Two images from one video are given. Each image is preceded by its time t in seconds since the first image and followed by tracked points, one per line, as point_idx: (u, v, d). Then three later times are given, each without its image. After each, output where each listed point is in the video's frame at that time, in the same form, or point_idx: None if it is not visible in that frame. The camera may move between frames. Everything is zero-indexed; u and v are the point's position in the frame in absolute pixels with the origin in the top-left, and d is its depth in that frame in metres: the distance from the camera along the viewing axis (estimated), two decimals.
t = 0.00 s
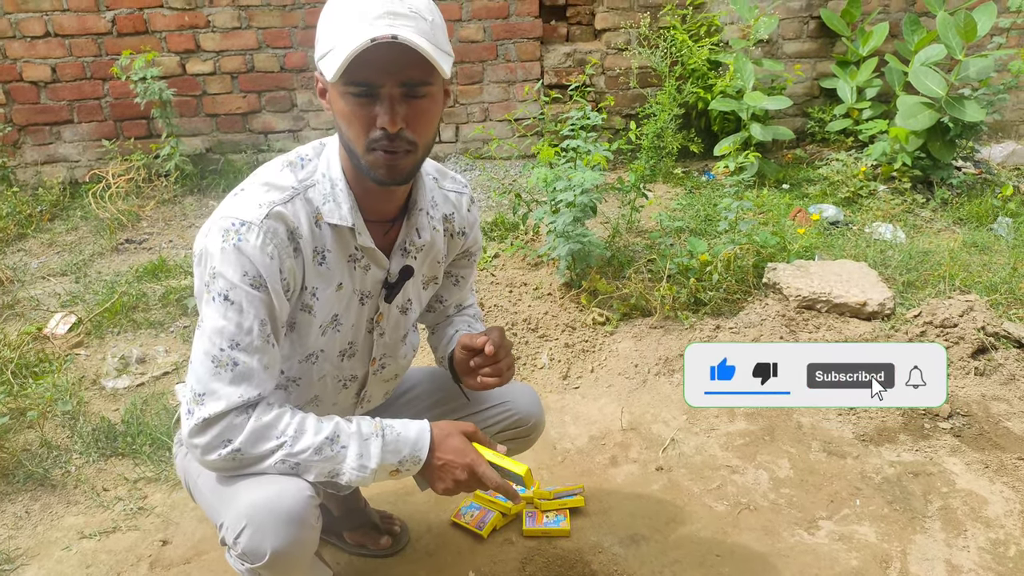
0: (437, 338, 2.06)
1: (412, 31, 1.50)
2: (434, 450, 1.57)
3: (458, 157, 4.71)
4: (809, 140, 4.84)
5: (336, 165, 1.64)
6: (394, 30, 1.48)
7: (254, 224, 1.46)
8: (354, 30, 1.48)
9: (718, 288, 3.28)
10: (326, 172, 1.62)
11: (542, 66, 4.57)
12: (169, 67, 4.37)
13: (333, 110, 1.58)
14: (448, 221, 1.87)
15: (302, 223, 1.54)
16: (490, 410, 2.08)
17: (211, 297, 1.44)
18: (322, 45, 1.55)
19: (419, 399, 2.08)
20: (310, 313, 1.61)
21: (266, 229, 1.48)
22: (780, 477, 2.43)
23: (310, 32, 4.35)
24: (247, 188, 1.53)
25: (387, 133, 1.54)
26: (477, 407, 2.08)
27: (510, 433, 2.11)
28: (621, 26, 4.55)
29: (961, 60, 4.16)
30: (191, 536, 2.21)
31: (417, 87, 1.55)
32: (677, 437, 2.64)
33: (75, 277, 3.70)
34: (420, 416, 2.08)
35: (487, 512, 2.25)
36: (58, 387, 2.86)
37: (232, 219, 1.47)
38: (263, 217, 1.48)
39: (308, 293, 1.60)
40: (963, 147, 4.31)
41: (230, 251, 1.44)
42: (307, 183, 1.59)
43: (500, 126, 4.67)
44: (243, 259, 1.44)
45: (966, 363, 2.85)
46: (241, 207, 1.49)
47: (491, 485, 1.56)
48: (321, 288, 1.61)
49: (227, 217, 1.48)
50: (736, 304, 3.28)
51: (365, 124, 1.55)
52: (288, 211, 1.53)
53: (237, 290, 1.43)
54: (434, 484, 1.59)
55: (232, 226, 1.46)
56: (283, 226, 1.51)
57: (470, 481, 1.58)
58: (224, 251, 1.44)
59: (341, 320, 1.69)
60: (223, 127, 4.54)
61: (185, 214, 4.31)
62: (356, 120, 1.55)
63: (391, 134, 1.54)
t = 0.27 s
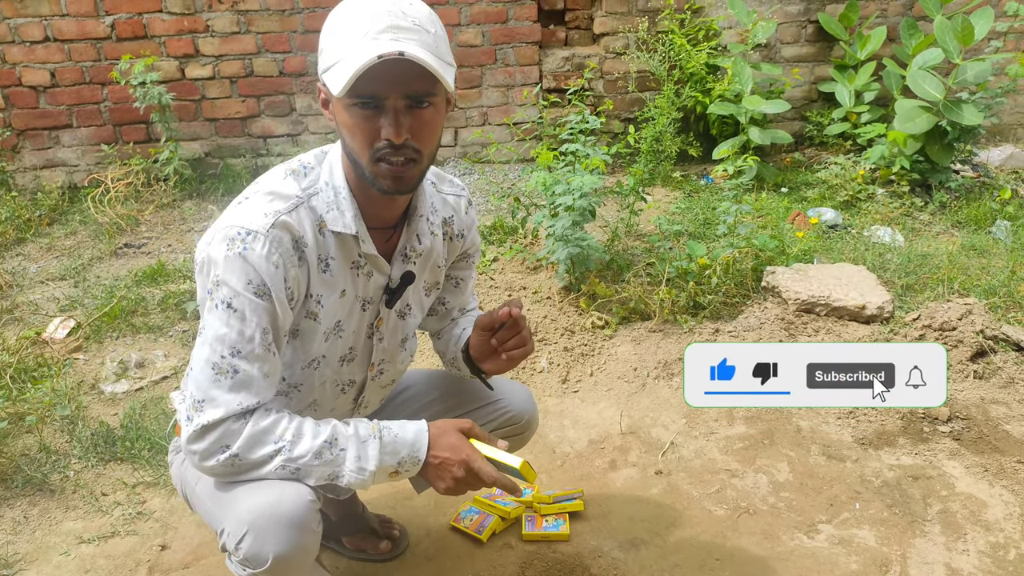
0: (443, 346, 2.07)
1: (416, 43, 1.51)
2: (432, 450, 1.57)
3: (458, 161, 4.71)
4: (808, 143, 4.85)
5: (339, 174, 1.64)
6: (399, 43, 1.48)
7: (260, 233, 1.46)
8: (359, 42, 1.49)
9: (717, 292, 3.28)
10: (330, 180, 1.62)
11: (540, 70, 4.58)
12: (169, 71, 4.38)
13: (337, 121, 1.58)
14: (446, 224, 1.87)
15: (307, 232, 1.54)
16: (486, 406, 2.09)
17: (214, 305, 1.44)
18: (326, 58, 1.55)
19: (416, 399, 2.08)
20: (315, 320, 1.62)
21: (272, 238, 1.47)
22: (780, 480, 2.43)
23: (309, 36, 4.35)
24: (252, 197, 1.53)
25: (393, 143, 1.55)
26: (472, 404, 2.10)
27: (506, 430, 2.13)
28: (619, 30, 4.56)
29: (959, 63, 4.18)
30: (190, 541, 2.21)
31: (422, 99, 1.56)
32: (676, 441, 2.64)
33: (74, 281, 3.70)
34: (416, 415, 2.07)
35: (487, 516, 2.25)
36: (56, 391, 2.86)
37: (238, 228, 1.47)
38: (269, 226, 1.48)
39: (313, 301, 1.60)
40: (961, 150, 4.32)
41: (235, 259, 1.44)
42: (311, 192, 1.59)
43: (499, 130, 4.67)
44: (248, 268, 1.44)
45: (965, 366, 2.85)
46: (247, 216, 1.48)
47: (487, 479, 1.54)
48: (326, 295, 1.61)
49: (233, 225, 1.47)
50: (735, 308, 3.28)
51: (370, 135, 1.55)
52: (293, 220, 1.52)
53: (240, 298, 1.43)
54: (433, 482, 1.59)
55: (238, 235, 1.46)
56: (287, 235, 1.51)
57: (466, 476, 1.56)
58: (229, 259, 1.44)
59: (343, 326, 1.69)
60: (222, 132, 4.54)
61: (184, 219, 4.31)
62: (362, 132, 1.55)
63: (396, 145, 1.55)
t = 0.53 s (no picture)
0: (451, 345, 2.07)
1: (432, 54, 1.52)
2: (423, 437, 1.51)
3: (458, 163, 4.71)
4: (808, 145, 4.84)
5: (344, 175, 1.63)
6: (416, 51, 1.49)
7: (261, 237, 1.46)
8: (376, 48, 1.49)
9: (717, 293, 3.28)
10: (334, 182, 1.62)
11: (541, 72, 4.58)
12: (169, 73, 4.38)
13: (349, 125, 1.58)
14: (448, 222, 1.87)
15: (309, 236, 1.55)
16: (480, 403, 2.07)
17: (214, 309, 1.44)
18: (341, 62, 1.54)
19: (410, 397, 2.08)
20: (319, 321, 1.62)
21: (274, 242, 1.47)
22: (780, 482, 2.42)
23: (309, 38, 4.35)
24: (254, 201, 1.52)
25: (402, 149, 1.54)
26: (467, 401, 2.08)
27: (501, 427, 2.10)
28: (620, 32, 4.56)
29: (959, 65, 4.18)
30: (189, 543, 2.20)
31: (433, 108, 1.56)
32: (676, 443, 2.63)
33: (74, 283, 3.69)
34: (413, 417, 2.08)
35: (486, 518, 2.24)
36: (56, 393, 2.85)
37: (239, 232, 1.46)
38: (271, 230, 1.47)
39: (317, 303, 1.60)
40: (961, 152, 4.32)
41: (236, 263, 1.44)
42: (315, 195, 1.59)
43: (499, 131, 4.67)
44: (248, 272, 1.44)
45: (966, 368, 2.85)
46: (248, 220, 1.48)
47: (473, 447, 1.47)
48: (330, 296, 1.61)
49: (235, 229, 1.47)
50: (735, 309, 3.27)
51: (380, 140, 1.55)
52: (295, 224, 1.52)
53: (239, 301, 1.43)
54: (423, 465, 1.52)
55: (240, 239, 1.45)
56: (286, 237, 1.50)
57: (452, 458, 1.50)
58: (230, 262, 1.44)
59: (346, 327, 1.70)
60: (222, 133, 4.55)
61: (184, 220, 4.31)
62: (372, 137, 1.55)
63: (405, 152, 1.54)
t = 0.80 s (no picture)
0: (460, 347, 2.06)
1: (453, 65, 1.52)
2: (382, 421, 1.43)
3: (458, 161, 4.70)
4: (808, 144, 4.84)
5: (353, 184, 1.62)
6: (438, 63, 1.49)
7: (265, 241, 1.46)
8: (398, 57, 1.49)
9: (718, 292, 3.27)
10: (342, 190, 1.61)
11: (541, 70, 4.58)
12: (169, 71, 4.37)
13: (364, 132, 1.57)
14: (450, 224, 1.87)
15: (314, 241, 1.54)
16: (477, 398, 2.08)
17: (214, 311, 1.45)
18: (362, 68, 1.54)
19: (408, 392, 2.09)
20: (325, 328, 1.63)
21: (278, 246, 1.47)
22: (780, 481, 2.42)
23: (309, 36, 4.34)
24: (258, 205, 1.52)
25: (415, 159, 1.53)
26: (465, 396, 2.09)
27: (497, 422, 2.11)
28: (620, 30, 4.55)
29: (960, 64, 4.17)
30: (190, 541, 2.20)
31: (449, 120, 1.55)
32: (677, 441, 2.63)
33: (74, 281, 3.69)
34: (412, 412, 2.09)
35: (487, 516, 2.24)
36: (56, 391, 2.85)
37: (244, 236, 1.46)
38: (275, 234, 1.47)
39: (324, 309, 1.61)
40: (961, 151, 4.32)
41: (239, 267, 1.44)
42: (322, 201, 1.58)
43: (499, 130, 4.67)
44: (251, 276, 1.44)
45: (966, 367, 2.85)
46: (252, 224, 1.48)
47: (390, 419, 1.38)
48: (336, 302, 1.62)
49: (240, 233, 1.47)
50: (736, 308, 3.27)
51: (393, 148, 1.54)
52: (300, 229, 1.52)
53: (238, 304, 1.43)
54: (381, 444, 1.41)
55: (244, 243, 1.45)
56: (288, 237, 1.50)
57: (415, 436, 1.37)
58: (234, 266, 1.44)
59: (352, 334, 1.70)
60: (222, 131, 4.54)
61: (184, 218, 4.30)
62: (386, 145, 1.54)
63: (418, 161, 1.53)
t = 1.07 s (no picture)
0: (468, 350, 2.07)
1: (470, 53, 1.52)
2: (439, 445, 1.52)
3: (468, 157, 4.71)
4: (821, 141, 4.81)
5: (369, 179, 1.63)
6: (458, 50, 1.49)
7: (288, 225, 1.47)
8: (416, 48, 1.49)
9: (728, 289, 3.26)
10: (358, 184, 1.62)
11: (552, 66, 4.57)
12: (181, 66, 4.39)
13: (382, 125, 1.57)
14: (464, 224, 1.87)
15: (331, 231, 1.55)
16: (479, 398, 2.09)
17: (237, 294, 1.44)
18: (379, 61, 1.55)
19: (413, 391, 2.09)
20: (335, 319, 1.63)
21: (299, 231, 1.49)
22: (790, 479, 2.41)
23: (320, 31, 4.35)
24: (278, 192, 1.54)
25: (437, 148, 1.54)
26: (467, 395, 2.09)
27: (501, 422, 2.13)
28: (631, 26, 4.54)
29: (974, 61, 4.13)
30: (202, 533, 2.22)
31: (467, 109, 1.56)
32: (686, 438, 2.63)
33: (87, 275, 3.72)
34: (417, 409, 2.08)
35: (496, 512, 2.25)
36: (70, 383, 2.87)
37: (267, 220, 1.48)
38: (297, 220, 1.49)
39: (335, 300, 1.61)
40: (975, 149, 4.28)
41: (262, 250, 1.45)
42: (338, 194, 1.59)
43: (509, 126, 4.67)
44: (276, 260, 1.45)
45: (979, 366, 2.83)
46: (275, 209, 1.49)
47: (499, 459, 1.52)
48: (347, 294, 1.62)
49: (262, 218, 1.48)
50: (746, 305, 3.26)
51: (414, 140, 1.54)
52: (319, 217, 1.53)
53: (263, 288, 1.44)
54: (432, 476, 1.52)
55: (266, 227, 1.46)
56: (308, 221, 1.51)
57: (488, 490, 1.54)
58: (257, 249, 1.44)
59: (363, 329, 1.70)
60: (234, 126, 4.56)
61: (196, 213, 4.32)
62: (407, 137, 1.55)
63: (440, 150, 1.53)
